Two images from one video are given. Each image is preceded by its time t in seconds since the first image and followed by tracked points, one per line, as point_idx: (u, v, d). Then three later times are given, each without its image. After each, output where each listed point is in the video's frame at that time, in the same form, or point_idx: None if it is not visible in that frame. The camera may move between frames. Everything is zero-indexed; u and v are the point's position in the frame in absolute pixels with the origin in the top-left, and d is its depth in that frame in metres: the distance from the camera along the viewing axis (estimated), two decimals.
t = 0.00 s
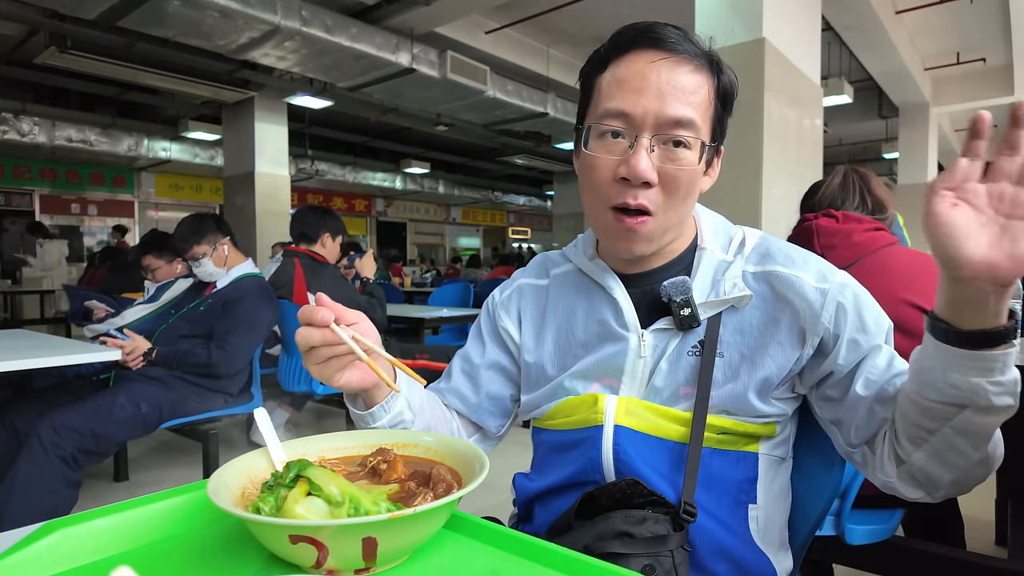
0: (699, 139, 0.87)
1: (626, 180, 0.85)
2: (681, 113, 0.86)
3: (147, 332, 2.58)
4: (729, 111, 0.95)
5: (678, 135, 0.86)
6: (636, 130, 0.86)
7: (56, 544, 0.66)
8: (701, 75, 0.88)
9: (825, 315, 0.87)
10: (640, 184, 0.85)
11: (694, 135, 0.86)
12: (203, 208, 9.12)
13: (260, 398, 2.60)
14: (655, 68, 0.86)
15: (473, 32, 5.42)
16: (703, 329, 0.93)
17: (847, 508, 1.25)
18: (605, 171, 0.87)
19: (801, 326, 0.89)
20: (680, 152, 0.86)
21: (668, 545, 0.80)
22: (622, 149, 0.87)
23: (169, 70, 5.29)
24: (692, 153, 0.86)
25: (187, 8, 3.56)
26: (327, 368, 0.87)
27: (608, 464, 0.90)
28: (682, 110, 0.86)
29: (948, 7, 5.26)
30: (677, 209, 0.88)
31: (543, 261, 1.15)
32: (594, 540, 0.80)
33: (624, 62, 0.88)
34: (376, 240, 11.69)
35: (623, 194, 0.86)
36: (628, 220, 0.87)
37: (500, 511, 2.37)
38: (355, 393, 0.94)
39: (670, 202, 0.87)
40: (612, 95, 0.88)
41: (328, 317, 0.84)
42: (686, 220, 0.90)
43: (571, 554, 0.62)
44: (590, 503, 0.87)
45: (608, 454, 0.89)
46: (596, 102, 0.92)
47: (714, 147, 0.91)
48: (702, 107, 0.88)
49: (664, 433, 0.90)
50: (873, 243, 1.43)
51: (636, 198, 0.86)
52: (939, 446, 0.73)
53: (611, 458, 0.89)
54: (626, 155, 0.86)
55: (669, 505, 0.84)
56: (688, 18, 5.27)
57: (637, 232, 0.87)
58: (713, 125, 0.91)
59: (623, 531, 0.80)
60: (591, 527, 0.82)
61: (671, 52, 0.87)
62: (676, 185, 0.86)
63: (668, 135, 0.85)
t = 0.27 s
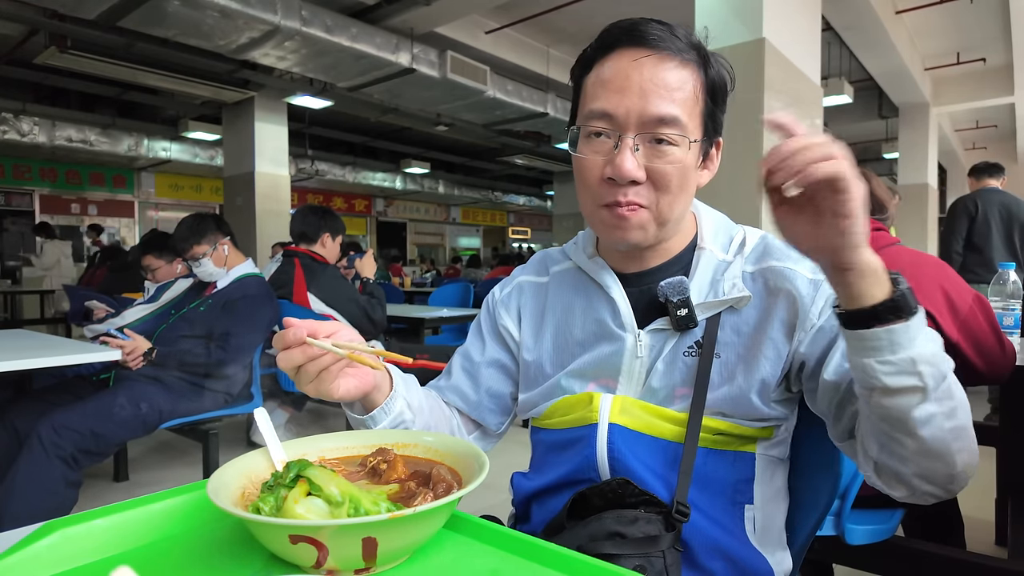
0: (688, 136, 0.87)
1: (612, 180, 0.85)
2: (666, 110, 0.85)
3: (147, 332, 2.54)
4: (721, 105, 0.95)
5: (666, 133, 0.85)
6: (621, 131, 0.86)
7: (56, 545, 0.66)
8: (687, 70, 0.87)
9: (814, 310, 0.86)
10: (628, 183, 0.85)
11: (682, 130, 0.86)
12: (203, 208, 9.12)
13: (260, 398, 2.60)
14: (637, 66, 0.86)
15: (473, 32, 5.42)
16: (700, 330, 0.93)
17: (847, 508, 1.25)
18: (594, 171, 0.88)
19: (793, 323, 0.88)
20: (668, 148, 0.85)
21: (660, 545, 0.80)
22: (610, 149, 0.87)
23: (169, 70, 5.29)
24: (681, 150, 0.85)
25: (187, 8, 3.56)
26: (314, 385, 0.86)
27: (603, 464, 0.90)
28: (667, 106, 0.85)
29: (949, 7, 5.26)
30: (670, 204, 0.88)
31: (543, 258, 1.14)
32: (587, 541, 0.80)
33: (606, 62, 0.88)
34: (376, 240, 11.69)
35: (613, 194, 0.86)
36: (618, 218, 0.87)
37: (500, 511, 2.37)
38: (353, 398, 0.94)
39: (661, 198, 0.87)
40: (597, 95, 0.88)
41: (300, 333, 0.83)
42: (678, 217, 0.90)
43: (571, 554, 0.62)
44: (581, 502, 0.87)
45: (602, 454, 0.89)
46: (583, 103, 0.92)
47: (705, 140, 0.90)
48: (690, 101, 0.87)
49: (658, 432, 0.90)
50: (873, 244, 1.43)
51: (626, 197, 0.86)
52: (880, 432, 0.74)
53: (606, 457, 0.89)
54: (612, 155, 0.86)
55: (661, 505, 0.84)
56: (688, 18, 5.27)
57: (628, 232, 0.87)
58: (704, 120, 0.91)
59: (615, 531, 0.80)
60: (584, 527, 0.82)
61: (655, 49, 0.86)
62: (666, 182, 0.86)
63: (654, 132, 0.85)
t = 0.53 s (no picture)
0: (680, 133, 0.87)
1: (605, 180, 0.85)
2: (658, 108, 0.85)
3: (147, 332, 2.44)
4: (715, 99, 0.95)
5: (659, 132, 0.85)
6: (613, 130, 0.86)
7: (57, 544, 0.66)
8: (679, 65, 0.87)
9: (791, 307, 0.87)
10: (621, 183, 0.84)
11: (675, 129, 0.86)
12: (203, 208, 9.12)
13: (260, 398, 2.60)
14: (629, 63, 0.85)
15: (473, 32, 5.42)
16: (694, 329, 0.92)
17: (846, 508, 1.25)
18: (587, 171, 0.88)
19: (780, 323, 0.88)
20: (662, 145, 0.86)
21: (665, 548, 0.80)
22: (602, 149, 0.87)
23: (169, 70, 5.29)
24: (676, 147, 0.87)
25: (187, 8, 3.56)
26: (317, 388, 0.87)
27: (601, 464, 0.90)
28: (659, 104, 0.85)
29: (949, 7, 5.26)
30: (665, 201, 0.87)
31: (541, 255, 1.14)
32: (590, 543, 0.80)
33: (597, 60, 0.88)
34: (376, 240, 11.70)
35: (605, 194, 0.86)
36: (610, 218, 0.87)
37: (500, 511, 2.37)
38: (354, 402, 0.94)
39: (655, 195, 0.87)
40: (589, 94, 0.88)
41: (309, 334, 0.82)
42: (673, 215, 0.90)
43: (571, 555, 0.62)
44: (585, 505, 0.87)
45: (599, 454, 0.89)
46: (575, 102, 0.92)
47: (698, 136, 0.90)
48: (682, 98, 0.87)
49: (655, 433, 0.89)
50: (873, 243, 1.43)
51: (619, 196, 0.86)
52: (789, 414, 0.76)
53: (603, 457, 0.89)
54: (605, 154, 0.86)
55: (667, 508, 0.84)
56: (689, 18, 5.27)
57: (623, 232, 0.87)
58: (697, 116, 0.91)
59: (619, 533, 0.80)
60: (587, 529, 0.82)
61: (646, 46, 0.86)
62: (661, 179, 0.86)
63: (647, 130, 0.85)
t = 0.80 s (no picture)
0: (677, 136, 0.87)
1: (602, 185, 0.85)
2: (653, 112, 0.85)
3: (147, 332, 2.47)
4: (712, 100, 0.94)
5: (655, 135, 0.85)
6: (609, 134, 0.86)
7: (57, 545, 0.66)
8: (675, 68, 0.87)
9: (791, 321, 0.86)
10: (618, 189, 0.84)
11: (672, 133, 0.86)
12: (203, 208, 9.13)
13: (260, 398, 2.60)
14: (623, 67, 0.85)
15: (473, 32, 5.42)
16: (695, 331, 0.92)
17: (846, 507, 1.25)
18: (584, 176, 0.88)
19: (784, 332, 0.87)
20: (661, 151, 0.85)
21: (670, 545, 0.79)
22: (599, 153, 0.86)
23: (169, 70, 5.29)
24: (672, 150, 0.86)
25: (187, 8, 3.56)
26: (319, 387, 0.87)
27: (603, 463, 0.90)
28: (654, 108, 0.85)
29: (949, 7, 5.26)
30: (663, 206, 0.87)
31: (541, 256, 1.14)
32: (597, 541, 0.80)
33: (591, 65, 0.88)
34: (376, 240, 11.69)
35: (602, 199, 0.86)
36: (609, 223, 0.87)
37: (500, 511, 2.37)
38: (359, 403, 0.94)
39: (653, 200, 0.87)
40: (584, 99, 0.88)
41: (313, 331, 0.85)
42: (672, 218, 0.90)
43: (573, 555, 0.62)
44: (590, 503, 0.87)
45: (602, 454, 0.89)
46: (571, 107, 0.92)
47: (695, 138, 0.90)
48: (678, 100, 0.86)
49: (658, 434, 0.89)
50: (873, 243, 1.43)
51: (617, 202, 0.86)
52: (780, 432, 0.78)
53: (606, 457, 0.89)
54: (601, 159, 0.86)
55: (672, 505, 0.83)
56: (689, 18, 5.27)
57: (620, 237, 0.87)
58: (694, 117, 0.90)
59: (626, 531, 0.80)
60: (594, 527, 0.82)
61: (640, 50, 0.86)
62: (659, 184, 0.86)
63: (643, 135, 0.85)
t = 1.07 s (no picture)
0: (684, 141, 0.86)
1: (606, 188, 0.86)
2: (658, 117, 0.85)
3: (147, 332, 2.53)
4: (722, 104, 0.94)
5: (661, 138, 0.85)
6: (615, 135, 0.86)
7: (56, 545, 0.66)
8: (684, 72, 0.87)
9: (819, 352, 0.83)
10: (622, 192, 0.85)
11: (679, 137, 0.86)
12: (203, 208, 9.13)
13: (260, 398, 2.60)
14: (630, 70, 0.86)
15: (473, 32, 5.42)
16: (701, 334, 0.92)
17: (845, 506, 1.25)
18: (588, 177, 0.89)
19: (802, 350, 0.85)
20: (665, 156, 0.85)
21: (668, 544, 0.79)
22: (605, 155, 0.87)
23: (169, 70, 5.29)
24: (678, 155, 0.86)
25: (187, 8, 3.56)
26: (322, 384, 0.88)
27: (606, 462, 0.90)
28: (660, 113, 0.85)
29: (949, 7, 5.26)
30: (667, 211, 0.88)
31: (547, 256, 1.14)
32: (595, 539, 0.80)
33: (599, 67, 0.88)
34: (376, 240, 11.70)
35: (607, 202, 0.87)
36: (615, 225, 0.87)
37: (500, 511, 2.37)
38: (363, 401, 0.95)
39: (657, 206, 0.87)
40: (590, 102, 0.89)
41: (324, 330, 0.86)
42: (679, 220, 0.89)
43: (572, 555, 0.62)
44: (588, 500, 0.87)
45: (605, 452, 0.89)
46: (579, 110, 0.92)
47: (704, 142, 0.90)
48: (685, 105, 0.87)
49: (663, 434, 0.90)
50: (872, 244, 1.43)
51: (621, 206, 0.86)
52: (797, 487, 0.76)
53: (609, 456, 0.89)
54: (607, 162, 0.87)
55: (670, 504, 0.83)
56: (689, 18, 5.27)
57: (625, 239, 0.87)
58: (703, 121, 0.90)
59: (624, 529, 0.80)
60: (593, 525, 0.82)
61: (649, 52, 0.86)
62: (663, 188, 0.86)
63: (649, 137, 0.85)
